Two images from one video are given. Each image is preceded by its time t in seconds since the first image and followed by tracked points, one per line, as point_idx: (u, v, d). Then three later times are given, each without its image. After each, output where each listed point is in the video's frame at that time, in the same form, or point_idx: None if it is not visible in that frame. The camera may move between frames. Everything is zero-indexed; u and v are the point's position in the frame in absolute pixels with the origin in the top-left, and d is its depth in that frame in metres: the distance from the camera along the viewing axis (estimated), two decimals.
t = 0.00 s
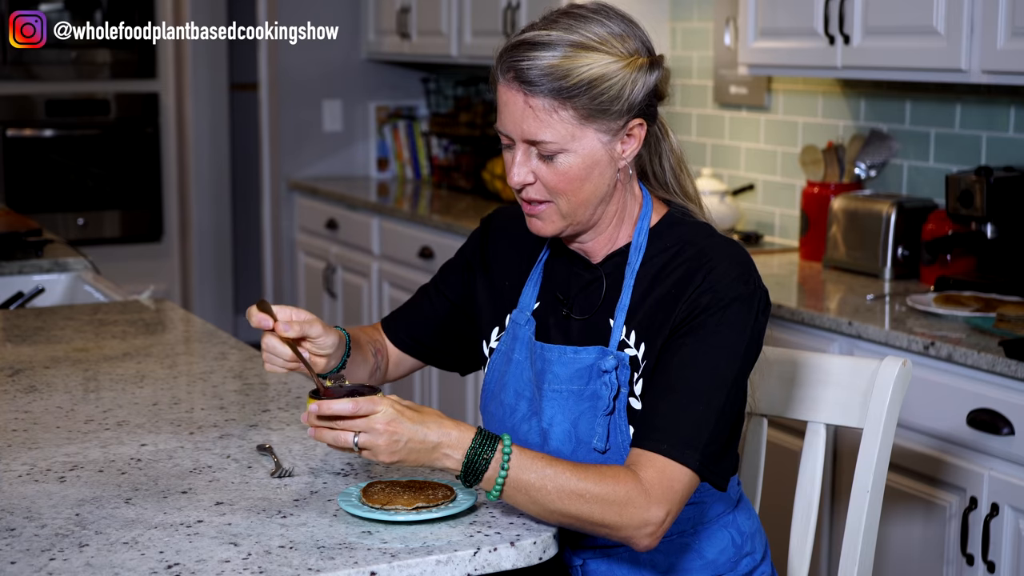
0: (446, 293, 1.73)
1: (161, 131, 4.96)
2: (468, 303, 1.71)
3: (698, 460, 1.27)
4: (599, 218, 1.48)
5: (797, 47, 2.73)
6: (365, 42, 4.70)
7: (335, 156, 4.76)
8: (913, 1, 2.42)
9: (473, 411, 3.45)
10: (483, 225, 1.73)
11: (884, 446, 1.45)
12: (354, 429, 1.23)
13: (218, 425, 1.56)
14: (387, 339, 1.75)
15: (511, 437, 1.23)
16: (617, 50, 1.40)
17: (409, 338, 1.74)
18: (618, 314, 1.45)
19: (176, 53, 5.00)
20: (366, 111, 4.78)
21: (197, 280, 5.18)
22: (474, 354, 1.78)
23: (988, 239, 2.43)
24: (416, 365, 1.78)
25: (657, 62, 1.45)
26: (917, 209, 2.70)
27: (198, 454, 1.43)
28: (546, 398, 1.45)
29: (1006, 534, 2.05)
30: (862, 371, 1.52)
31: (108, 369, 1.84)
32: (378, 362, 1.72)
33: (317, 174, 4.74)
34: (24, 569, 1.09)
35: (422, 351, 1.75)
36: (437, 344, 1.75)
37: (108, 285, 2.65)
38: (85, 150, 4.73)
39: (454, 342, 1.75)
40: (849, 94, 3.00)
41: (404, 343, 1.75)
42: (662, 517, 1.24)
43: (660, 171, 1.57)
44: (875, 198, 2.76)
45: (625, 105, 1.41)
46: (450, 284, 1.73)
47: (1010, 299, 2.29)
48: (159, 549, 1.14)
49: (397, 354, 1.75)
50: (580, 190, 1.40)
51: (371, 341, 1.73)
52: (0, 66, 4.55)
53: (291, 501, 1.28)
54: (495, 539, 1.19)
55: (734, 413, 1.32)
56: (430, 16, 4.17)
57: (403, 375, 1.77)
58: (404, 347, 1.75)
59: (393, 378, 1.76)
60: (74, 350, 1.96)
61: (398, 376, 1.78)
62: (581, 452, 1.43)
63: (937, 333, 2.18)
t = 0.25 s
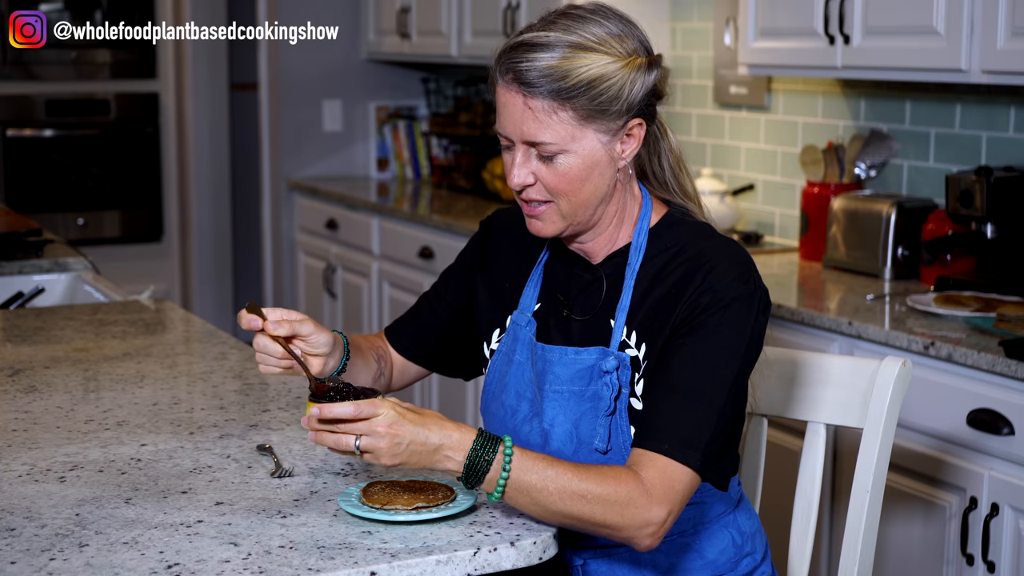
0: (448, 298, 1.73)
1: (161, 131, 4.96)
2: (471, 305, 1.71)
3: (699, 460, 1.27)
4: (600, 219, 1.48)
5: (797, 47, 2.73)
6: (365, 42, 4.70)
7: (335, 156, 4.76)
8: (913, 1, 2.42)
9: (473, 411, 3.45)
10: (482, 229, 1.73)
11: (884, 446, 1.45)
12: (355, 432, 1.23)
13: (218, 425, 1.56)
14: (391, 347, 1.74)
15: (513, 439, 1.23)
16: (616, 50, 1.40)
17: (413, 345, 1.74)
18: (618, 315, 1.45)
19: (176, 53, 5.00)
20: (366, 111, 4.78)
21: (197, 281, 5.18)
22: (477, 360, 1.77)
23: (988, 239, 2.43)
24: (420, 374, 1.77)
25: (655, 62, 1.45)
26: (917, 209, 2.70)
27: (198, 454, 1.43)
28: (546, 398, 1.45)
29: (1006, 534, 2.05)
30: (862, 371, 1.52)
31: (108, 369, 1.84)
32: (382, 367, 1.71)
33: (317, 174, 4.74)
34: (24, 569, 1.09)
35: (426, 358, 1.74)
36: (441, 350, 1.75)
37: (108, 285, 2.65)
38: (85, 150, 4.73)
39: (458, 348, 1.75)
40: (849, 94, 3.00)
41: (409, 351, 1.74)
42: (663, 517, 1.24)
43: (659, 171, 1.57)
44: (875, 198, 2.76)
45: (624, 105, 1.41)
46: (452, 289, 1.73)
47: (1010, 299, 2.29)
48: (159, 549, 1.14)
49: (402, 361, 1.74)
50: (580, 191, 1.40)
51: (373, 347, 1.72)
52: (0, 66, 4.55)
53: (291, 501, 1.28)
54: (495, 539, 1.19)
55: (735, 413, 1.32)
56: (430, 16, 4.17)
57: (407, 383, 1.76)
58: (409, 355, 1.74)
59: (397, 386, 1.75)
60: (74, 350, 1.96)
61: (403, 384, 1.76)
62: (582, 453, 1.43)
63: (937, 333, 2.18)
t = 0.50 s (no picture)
0: (449, 300, 1.73)
1: (161, 131, 4.96)
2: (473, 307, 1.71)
3: (700, 461, 1.27)
4: (600, 219, 1.48)
5: (798, 47, 2.73)
6: (365, 42, 4.70)
7: (335, 156, 4.76)
8: (913, 1, 2.42)
9: (473, 411, 3.45)
10: (482, 230, 1.73)
11: (884, 446, 1.45)
12: (356, 434, 1.22)
13: (218, 425, 1.56)
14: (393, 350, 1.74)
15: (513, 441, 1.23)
16: (615, 51, 1.40)
17: (415, 347, 1.73)
18: (619, 315, 1.45)
19: (176, 53, 5.00)
20: (366, 111, 4.78)
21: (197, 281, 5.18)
22: (478, 361, 1.77)
23: (988, 239, 2.43)
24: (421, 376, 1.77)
25: (655, 62, 1.45)
26: (917, 209, 2.70)
27: (198, 454, 1.43)
28: (547, 399, 1.45)
29: (1006, 534, 2.05)
30: (862, 371, 1.52)
31: (108, 369, 1.84)
32: (382, 368, 1.71)
33: (317, 174, 4.74)
34: (24, 569, 1.09)
35: (428, 360, 1.74)
36: (444, 352, 1.74)
37: (108, 285, 2.65)
38: (85, 150, 4.73)
39: (459, 349, 1.75)
40: (849, 94, 3.00)
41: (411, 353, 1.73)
42: (665, 517, 1.24)
43: (659, 170, 1.57)
44: (875, 198, 2.76)
45: (624, 105, 1.41)
46: (453, 291, 1.73)
47: (1011, 299, 2.29)
48: (159, 549, 1.14)
49: (403, 364, 1.74)
50: (580, 191, 1.41)
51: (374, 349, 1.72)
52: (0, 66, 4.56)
53: (291, 501, 1.28)
54: (495, 539, 1.19)
55: (736, 413, 1.32)
56: (430, 16, 4.17)
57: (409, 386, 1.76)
58: (411, 358, 1.74)
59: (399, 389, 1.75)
60: (74, 350, 1.96)
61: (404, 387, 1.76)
62: (583, 453, 1.43)
63: (938, 333, 2.18)
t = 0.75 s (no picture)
0: (448, 299, 1.72)
1: (161, 131, 4.96)
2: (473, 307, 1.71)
3: (701, 461, 1.27)
4: (600, 219, 1.48)
5: (798, 47, 2.72)
6: (365, 42, 4.70)
7: (335, 156, 4.76)
8: (913, 1, 2.42)
9: (473, 411, 3.45)
10: (482, 229, 1.73)
11: (884, 447, 1.45)
12: (356, 435, 1.22)
13: (218, 425, 1.56)
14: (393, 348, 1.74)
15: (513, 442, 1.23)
16: (614, 51, 1.39)
17: (414, 345, 1.73)
18: (619, 314, 1.45)
19: (176, 53, 5.00)
20: (366, 111, 4.78)
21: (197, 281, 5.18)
22: (478, 360, 1.77)
23: (988, 239, 2.43)
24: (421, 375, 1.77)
25: (654, 62, 1.45)
26: (917, 209, 2.70)
27: (198, 454, 1.43)
28: (547, 398, 1.45)
29: (1006, 535, 2.05)
30: (862, 371, 1.52)
31: (108, 369, 1.84)
32: (381, 367, 1.71)
33: (317, 174, 4.74)
34: (24, 569, 1.09)
35: (426, 359, 1.74)
36: (443, 351, 1.74)
37: (108, 285, 2.65)
38: (85, 150, 4.73)
39: (458, 348, 1.75)
40: (849, 94, 3.00)
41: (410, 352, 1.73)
42: (665, 518, 1.24)
43: (658, 169, 1.57)
44: (875, 198, 2.76)
45: (623, 105, 1.41)
46: (452, 290, 1.72)
47: (1011, 298, 2.29)
48: (159, 549, 1.14)
49: (402, 363, 1.74)
50: (580, 192, 1.40)
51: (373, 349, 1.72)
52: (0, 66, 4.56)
53: (291, 501, 1.28)
54: (495, 539, 1.19)
55: (736, 413, 1.32)
56: (430, 16, 4.17)
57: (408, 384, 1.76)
58: (410, 356, 1.74)
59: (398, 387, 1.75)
60: (74, 350, 1.96)
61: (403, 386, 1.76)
62: (582, 452, 1.43)
63: (938, 333, 2.18)
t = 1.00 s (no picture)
0: (449, 301, 1.73)
1: (161, 131, 4.96)
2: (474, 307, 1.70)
3: (704, 461, 1.27)
4: (600, 220, 1.48)
5: (798, 47, 2.72)
6: (365, 42, 4.70)
7: (335, 156, 4.76)
8: (913, 1, 2.42)
9: (473, 411, 3.45)
10: (481, 229, 1.73)
11: (884, 446, 1.45)
12: (358, 447, 1.18)
13: (218, 425, 1.56)
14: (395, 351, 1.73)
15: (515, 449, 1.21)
16: (611, 52, 1.38)
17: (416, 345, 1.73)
18: (618, 314, 1.45)
19: (176, 53, 4.99)
20: (366, 111, 4.78)
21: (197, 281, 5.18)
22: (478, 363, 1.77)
23: (988, 239, 2.43)
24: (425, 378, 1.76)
25: (651, 60, 1.44)
26: (917, 209, 2.70)
27: (198, 454, 1.43)
28: (546, 398, 1.45)
29: (1006, 535, 2.05)
30: (862, 371, 1.52)
31: (108, 369, 1.84)
32: (387, 367, 1.71)
33: (317, 174, 4.74)
34: (24, 569, 1.09)
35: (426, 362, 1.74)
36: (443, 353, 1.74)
37: (108, 285, 2.65)
38: (85, 150, 4.73)
39: (458, 350, 1.74)
40: (849, 94, 3.00)
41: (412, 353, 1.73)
42: (669, 519, 1.23)
43: (657, 168, 1.57)
44: (875, 197, 2.76)
45: (621, 106, 1.40)
46: (453, 291, 1.73)
47: (1011, 298, 2.29)
48: (159, 549, 1.14)
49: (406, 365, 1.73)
50: (579, 195, 1.41)
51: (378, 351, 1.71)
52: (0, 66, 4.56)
53: (291, 501, 1.28)
54: (495, 539, 1.19)
55: (737, 414, 1.32)
56: (430, 16, 4.17)
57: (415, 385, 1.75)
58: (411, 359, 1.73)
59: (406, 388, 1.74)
60: (74, 350, 1.96)
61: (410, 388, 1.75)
62: (582, 452, 1.43)
63: (937, 333, 2.18)
